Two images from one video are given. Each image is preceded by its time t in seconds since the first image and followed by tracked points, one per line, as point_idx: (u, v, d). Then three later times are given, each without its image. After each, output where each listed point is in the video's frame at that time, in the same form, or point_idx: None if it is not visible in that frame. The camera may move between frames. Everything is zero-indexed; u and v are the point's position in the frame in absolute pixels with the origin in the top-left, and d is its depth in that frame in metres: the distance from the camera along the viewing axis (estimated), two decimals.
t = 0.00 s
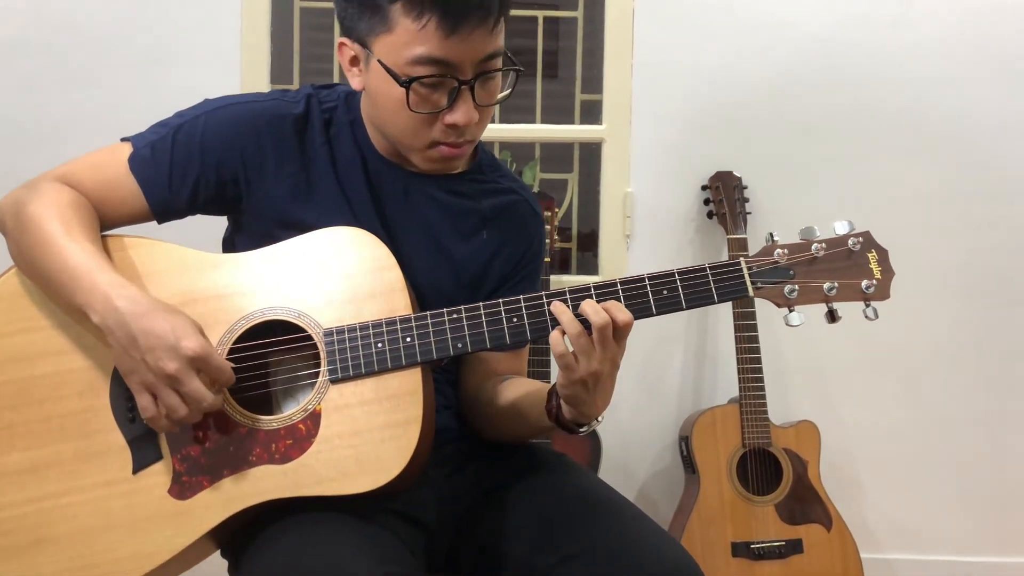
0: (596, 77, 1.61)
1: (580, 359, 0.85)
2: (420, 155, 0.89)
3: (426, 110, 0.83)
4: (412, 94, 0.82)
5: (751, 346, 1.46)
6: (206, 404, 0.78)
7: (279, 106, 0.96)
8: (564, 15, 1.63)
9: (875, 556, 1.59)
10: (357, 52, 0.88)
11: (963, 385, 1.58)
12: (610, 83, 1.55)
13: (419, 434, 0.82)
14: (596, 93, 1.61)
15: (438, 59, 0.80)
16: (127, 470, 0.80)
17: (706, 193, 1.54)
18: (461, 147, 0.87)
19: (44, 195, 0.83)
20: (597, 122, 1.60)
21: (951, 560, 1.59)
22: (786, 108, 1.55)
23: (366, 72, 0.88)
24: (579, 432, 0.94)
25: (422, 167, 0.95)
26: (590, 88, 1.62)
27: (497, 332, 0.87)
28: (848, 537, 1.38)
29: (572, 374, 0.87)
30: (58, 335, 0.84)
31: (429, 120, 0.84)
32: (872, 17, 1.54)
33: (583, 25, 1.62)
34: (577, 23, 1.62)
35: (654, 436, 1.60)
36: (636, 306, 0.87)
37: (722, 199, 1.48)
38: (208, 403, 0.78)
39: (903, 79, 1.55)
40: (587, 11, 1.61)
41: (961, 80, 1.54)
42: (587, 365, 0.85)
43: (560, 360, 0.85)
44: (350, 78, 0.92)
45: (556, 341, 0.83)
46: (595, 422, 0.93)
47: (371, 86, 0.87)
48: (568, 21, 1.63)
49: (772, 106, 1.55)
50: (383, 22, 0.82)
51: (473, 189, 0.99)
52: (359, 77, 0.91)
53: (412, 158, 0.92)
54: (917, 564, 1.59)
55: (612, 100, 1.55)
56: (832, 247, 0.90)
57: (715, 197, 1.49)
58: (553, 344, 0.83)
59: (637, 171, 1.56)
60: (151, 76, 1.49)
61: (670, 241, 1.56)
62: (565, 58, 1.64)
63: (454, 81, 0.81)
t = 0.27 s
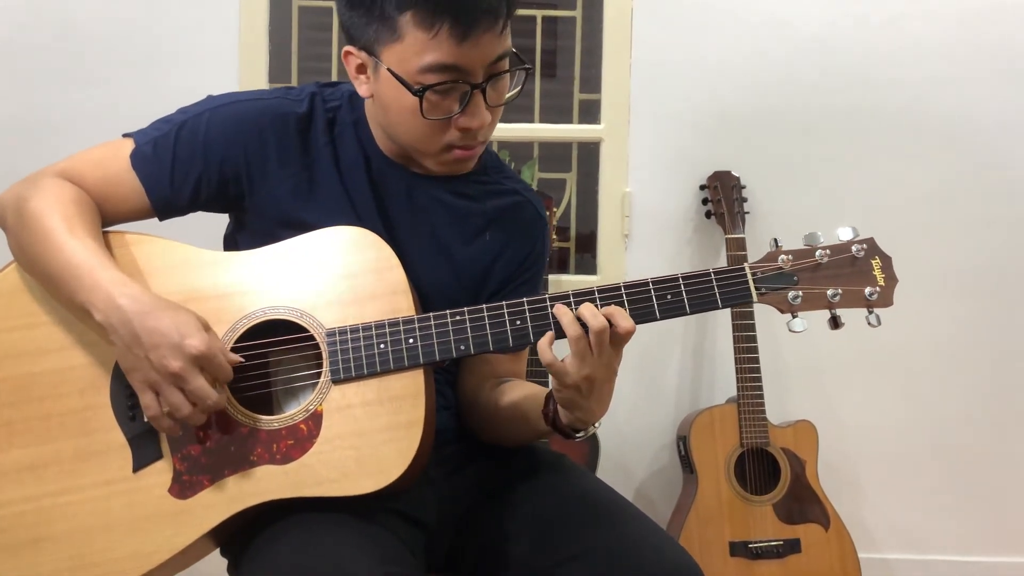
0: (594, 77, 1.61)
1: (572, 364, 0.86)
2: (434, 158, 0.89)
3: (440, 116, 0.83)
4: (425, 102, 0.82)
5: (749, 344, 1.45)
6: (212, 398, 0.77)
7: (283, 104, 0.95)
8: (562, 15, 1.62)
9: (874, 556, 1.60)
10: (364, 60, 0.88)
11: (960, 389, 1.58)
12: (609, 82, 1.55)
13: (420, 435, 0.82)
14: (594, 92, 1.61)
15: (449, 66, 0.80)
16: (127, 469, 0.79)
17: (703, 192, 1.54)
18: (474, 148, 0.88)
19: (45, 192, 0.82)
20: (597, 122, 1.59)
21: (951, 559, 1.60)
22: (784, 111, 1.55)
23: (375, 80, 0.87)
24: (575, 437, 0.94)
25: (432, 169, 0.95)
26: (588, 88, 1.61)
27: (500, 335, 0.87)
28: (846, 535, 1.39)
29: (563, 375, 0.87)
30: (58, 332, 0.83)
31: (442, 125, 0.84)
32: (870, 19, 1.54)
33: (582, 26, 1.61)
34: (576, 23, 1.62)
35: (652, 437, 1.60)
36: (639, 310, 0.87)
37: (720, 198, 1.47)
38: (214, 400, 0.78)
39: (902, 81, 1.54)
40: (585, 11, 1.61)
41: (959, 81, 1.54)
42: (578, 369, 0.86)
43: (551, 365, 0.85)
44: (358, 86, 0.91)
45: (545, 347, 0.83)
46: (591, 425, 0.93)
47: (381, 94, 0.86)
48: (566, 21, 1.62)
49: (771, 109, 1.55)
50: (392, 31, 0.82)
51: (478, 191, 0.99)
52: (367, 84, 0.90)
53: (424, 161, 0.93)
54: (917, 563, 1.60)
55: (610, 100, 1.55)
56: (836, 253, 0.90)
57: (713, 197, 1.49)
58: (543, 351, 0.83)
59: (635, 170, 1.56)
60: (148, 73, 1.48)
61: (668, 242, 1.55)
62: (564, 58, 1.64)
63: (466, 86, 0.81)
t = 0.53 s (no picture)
0: (593, 76, 1.61)
1: (574, 366, 0.85)
2: (430, 158, 0.89)
3: (436, 116, 0.82)
4: (420, 101, 0.81)
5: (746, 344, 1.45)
6: (215, 393, 0.77)
7: (286, 102, 0.94)
8: (561, 14, 1.61)
9: (870, 555, 1.60)
10: (364, 56, 0.87)
11: (958, 392, 1.58)
12: (608, 82, 1.54)
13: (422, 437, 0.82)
14: (593, 92, 1.60)
15: (446, 66, 0.79)
16: (127, 467, 0.79)
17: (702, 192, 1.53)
18: (471, 150, 0.87)
19: (47, 188, 0.81)
20: (596, 122, 1.59)
21: (948, 558, 1.60)
22: (783, 111, 1.55)
23: (374, 76, 0.87)
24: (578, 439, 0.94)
25: (430, 169, 0.94)
26: (587, 87, 1.61)
27: (503, 337, 0.87)
28: (844, 535, 1.39)
29: (565, 377, 0.86)
30: (58, 329, 0.83)
31: (438, 125, 0.84)
32: (869, 21, 1.54)
33: (581, 26, 1.61)
34: (575, 23, 1.61)
35: (651, 437, 1.60)
36: (643, 313, 0.87)
37: (719, 198, 1.47)
38: (217, 393, 0.78)
39: (900, 82, 1.54)
40: (584, 11, 1.60)
41: (958, 82, 1.54)
42: (579, 372, 0.85)
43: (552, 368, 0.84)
44: (358, 81, 0.91)
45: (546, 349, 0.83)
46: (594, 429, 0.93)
47: (379, 91, 0.86)
48: (565, 21, 1.62)
49: (769, 110, 1.54)
50: (391, 28, 0.81)
51: (481, 191, 0.98)
52: (367, 81, 0.90)
53: (420, 160, 0.92)
54: (914, 562, 1.60)
55: (608, 99, 1.54)
56: (841, 258, 0.90)
57: (712, 197, 1.48)
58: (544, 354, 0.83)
59: (633, 170, 1.55)
60: (145, 70, 1.47)
61: (666, 242, 1.55)
62: (562, 58, 1.63)
63: (463, 87, 0.80)
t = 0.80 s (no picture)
0: (592, 75, 1.57)
1: (575, 365, 0.85)
2: (423, 156, 0.88)
3: (432, 114, 0.82)
4: (418, 96, 0.81)
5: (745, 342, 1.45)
6: (213, 396, 0.77)
7: (289, 98, 0.94)
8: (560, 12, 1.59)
9: (866, 553, 1.60)
10: (369, 46, 0.87)
11: (957, 393, 1.58)
12: (607, 79, 1.54)
13: (422, 435, 0.82)
14: (591, 91, 1.58)
15: (447, 66, 0.78)
16: (127, 463, 0.79)
17: (700, 190, 1.53)
18: (465, 153, 0.87)
19: (49, 182, 0.81)
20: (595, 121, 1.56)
21: (942, 558, 1.60)
22: (781, 111, 1.54)
23: (376, 66, 0.86)
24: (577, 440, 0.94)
25: (424, 169, 0.93)
26: (585, 86, 1.58)
27: (505, 336, 0.86)
28: (840, 533, 1.39)
29: (569, 377, 0.86)
30: (59, 323, 0.83)
31: (434, 123, 0.83)
32: (868, 23, 1.53)
33: (578, 25, 1.58)
34: (573, 21, 1.58)
35: (648, 436, 1.60)
36: (645, 314, 0.87)
37: (717, 197, 1.47)
38: (215, 395, 0.77)
39: (900, 83, 1.54)
40: (582, 9, 1.57)
41: (956, 82, 1.54)
42: (580, 373, 0.85)
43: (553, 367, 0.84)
44: (361, 72, 0.91)
45: (548, 349, 0.83)
46: (596, 431, 0.93)
47: (380, 82, 0.86)
48: (564, 19, 1.59)
49: (768, 110, 1.54)
50: (396, 20, 0.81)
51: (483, 191, 0.98)
52: (369, 71, 0.89)
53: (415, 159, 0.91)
54: (909, 561, 1.60)
55: (604, 100, 1.54)
56: (843, 260, 0.89)
57: (710, 195, 1.48)
58: (547, 354, 0.83)
59: (630, 169, 1.54)
60: (143, 68, 1.47)
61: (665, 241, 1.54)
62: (561, 56, 1.59)
63: (462, 88, 0.80)
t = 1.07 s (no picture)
0: (591, 74, 1.58)
1: (579, 369, 0.85)
2: (436, 157, 0.88)
3: (447, 116, 0.82)
4: (432, 100, 0.81)
5: (744, 340, 1.45)
6: (212, 397, 0.77)
7: (296, 96, 0.94)
8: (559, 11, 1.59)
9: (865, 553, 1.59)
10: (378, 50, 0.86)
11: (958, 395, 1.57)
12: (607, 78, 1.53)
13: (425, 435, 0.81)
14: (591, 90, 1.57)
15: (461, 68, 0.78)
16: (129, 460, 0.79)
17: (699, 189, 1.53)
18: (479, 153, 0.87)
19: (54, 178, 0.81)
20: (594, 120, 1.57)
21: (941, 559, 1.59)
22: (780, 111, 1.54)
23: (387, 71, 0.86)
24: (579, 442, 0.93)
25: (436, 169, 0.93)
26: (585, 85, 1.58)
27: (508, 336, 0.86)
28: (839, 533, 1.38)
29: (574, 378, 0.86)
30: (63, 319, 0.82)
31: (449, 125, 0.83)
32: (867, 23, 1.53)
33: (578, 24, 1.58)
34: (573, 20, 1.58)
35: (647, 437, 1.59)
36: (650, 317, 0.86)
37: (716, 196, 1.46)
38: (215, 396, 0.77)
39: (899, 83, 1.54)
40: (582, 9, 1.58)
41: (959, 82, 1.53)
42: (586, 375, 0.85)
43: (557, 369, 0.84)
44: (370, 75, 0.90)
45: (553, 351, 0.82)
46: (597, 433, 0.93)
47: (392, 86, 0.85)
48: (564, 18, 1.59)
49: (769, 111, 1.54)
50: (408, 24, 0.80)
51: (489, 191, 0.98)
52: (379, 75, 0.89)
53: (428, 159, 0.91)
54: (908, 562, 1.59)
55: (603, 100, 1.54)
56: (850, 265, 0.89)
57: (709, 195, 1.47)
58: (551, 355, 0.82)
59: (629, 168, 1.54)
60: (143, 64, 1.47)
61: (665, 241, 1.54)
62: (561, 55, 1.60)
63: (476, 89, 0.80)
